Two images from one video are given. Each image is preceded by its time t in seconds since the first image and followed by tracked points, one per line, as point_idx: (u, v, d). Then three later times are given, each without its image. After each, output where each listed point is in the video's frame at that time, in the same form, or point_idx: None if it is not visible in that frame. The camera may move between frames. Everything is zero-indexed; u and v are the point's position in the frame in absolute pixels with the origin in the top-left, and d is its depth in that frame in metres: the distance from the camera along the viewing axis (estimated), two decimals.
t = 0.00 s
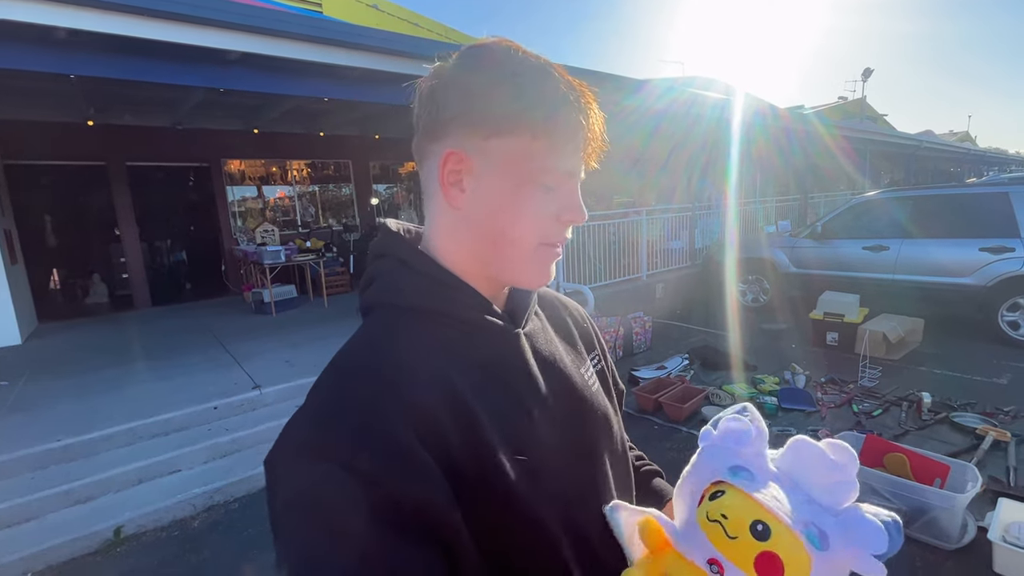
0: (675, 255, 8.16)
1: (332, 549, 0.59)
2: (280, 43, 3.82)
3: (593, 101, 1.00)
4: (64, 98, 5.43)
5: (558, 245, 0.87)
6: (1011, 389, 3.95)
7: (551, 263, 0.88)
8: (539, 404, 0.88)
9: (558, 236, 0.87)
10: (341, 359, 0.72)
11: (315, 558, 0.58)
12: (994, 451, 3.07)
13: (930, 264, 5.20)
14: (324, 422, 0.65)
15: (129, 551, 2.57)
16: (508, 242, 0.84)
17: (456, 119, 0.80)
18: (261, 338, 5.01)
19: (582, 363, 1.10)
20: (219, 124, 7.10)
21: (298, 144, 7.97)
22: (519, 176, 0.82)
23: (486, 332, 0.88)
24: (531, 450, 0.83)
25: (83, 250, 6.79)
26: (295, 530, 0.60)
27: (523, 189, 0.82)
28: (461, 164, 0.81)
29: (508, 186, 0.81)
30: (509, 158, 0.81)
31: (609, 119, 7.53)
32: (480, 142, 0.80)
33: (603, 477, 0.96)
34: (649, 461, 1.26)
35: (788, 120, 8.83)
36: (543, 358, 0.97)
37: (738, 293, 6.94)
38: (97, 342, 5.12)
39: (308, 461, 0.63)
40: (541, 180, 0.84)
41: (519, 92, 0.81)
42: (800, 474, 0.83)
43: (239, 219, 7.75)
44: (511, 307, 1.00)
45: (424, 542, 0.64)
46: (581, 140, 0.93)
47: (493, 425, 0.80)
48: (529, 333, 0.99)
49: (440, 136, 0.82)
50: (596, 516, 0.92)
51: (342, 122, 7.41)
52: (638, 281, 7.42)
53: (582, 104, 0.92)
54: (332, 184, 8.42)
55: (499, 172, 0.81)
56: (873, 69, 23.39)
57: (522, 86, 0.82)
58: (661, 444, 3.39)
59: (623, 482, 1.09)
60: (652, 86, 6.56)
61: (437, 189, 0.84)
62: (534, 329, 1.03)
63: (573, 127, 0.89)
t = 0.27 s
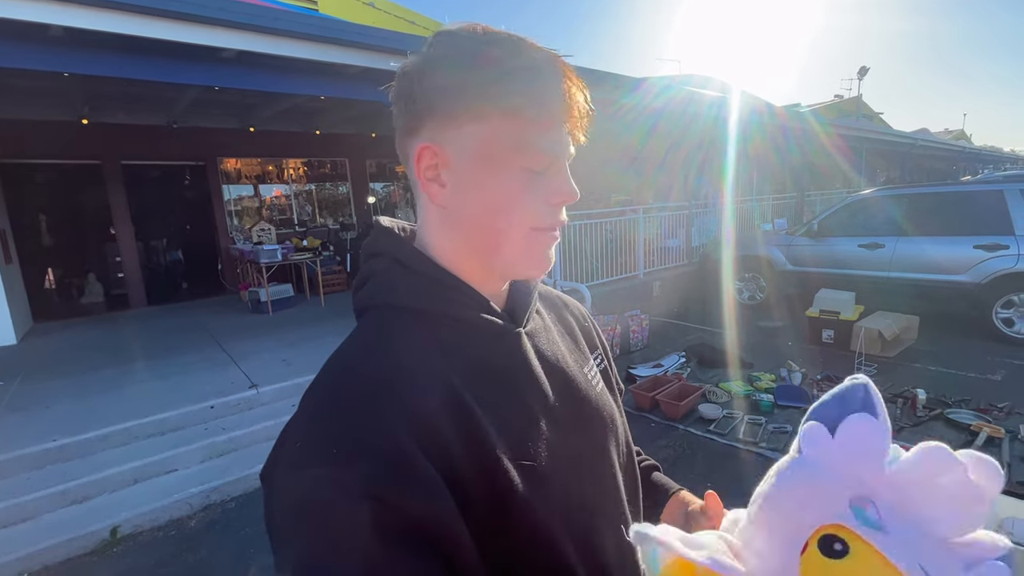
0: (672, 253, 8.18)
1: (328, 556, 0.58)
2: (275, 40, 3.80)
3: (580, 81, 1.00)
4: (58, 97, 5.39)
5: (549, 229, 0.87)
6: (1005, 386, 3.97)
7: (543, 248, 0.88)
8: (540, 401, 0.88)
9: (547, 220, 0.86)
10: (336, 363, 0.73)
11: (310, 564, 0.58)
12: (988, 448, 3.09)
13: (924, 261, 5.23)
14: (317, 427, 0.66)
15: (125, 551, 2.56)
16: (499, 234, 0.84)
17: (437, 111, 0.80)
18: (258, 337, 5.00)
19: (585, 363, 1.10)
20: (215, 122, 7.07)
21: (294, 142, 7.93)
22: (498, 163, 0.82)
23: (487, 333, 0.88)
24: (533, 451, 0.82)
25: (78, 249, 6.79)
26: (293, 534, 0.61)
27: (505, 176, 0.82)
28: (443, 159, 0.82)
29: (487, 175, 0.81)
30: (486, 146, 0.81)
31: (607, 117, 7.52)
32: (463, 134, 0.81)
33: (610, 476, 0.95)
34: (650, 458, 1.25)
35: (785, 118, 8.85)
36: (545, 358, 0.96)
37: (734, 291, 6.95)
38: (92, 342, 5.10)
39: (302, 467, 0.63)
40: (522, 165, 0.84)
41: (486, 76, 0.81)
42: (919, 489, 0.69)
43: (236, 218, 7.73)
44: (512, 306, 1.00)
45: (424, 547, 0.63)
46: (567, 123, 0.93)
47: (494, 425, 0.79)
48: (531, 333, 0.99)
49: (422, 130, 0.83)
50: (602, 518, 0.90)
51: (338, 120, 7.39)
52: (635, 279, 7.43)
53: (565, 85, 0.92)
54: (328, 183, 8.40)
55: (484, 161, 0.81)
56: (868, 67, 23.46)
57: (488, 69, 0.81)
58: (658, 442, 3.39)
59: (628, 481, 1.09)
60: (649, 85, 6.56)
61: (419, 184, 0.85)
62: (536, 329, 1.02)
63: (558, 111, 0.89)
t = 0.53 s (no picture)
0: (669, 251, 8.19)
1: (325, 557, 0.59)
2: (271, 39, 3.79)
3: (535, 51, 1.00)
4: (52, 95, 5.36)
5: (510, 200, 0.85)
6: (999, 383, 4.00)
7: (512, 222, 0.87)
8: (544, 404, 0.87)
9: (506, 191, 0.85)
10: (340, 361, 0.74)
11: (308, 563, 0.59)
12: (982, 444, 3.12)
13: (919, 259, 5.26)
14: (317, 426, 0.66)
15: (122, 551, 2.56)
16: (457, 210, 0.85)
17: (389, 118, 0.90)
18: (254, 337, 4.99)
19: (594, 364, 1.10)
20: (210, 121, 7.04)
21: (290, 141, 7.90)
22: (445, 146, 0.85)
23: (492, 335, 0.89)
24: (536, 452, 0.83)
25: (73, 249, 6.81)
26: (291, 531, 0.61)
27: (453, 157, 0.84)
28: (403, 160, 0.91)
29: (439, 160, 0.84)
30: (432, 135, 0.85)
31: (604, 115, 7.53)
32: (409, 125, 0.87)
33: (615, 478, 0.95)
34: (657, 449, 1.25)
35: (781, 117, 8.87)
36: (551, 359, 0.96)
37: (730, 289, 6.97)
38: (88, 342, 5.08)
39: (300, 465, 0.64)
40: (469, 141, 0.85)
41: (418, 64, 0.85)
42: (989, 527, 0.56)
43: (232, 217, 7.68)
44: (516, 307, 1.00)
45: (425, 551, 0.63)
46: (523, 90, 0.93)
47: (495, 427, 0.79)
48: (537, 334, 0.99)
49: (388, 142, 0.94)
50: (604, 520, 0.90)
51: (335, 119, 7.38)
52: (632, 278, 7.44)
53: (514, 51, 0.93)
54: (325, 182, 8.38)
55: (432, 144, 0.85)
56: (864, 66, 23.54)
57: (420, 57, 0.85)
58: (655, 439, 3.40)
59: (637, 482, 1.08)
60: (646, 83, 6.57)
61: (398, 191, 0.94)
62: (544, 329, 1.02)
63: (504, 78, 0.90)
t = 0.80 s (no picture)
0: (666, 250, 8.21)
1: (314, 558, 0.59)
2: (267, 38, 3.79)
3: (554, 68, 1.00)
4: (47, 95, 5.34)
5: (516, 222, 0.86)
6: (992, 380, 4.03)
7: (515, 242, 0.88)
8: (533, 403, 0.88)
9: (513, 213, 0.86)
10: (331, 360, 0.74)
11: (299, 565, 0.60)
12: (975, 441, 3.14)
13: (913, 257, 5.29)
14: (308, 427, 0.67)
15: (119, 551, 2.56)
16: (465, 223, 0.84)
17: (396, 112, 0.85)
18: (251, 336, 4.98)
19: (590, 362, 1.10)
20: (206, 120, 7.02)
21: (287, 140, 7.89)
22: (455, 158, 0.83)
23: (484, 333, 0.89)
24: (525, 452, 0.84)
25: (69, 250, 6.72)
26: (282, 533, 0.62)
27: (463, 172, 0.83)
28: (406, 157, 0.87)
29: (446, 173, 0.83)
30: (442, 143, 0.83)
31: (601, 114, 7.53)
32: (420, 127, 0.84)
33: (611, 477, 0.95)
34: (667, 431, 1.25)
35: (777, 116, 8.90)
36: (543, 357, 0.97)
37: (727, 288, 7.00)
38: (85, 342, 5.06)
39: (292, 467, 0.64)
40: (479, 158, 0.84)
41: (436, 70, 0.82)
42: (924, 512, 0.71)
43: (228, 216, 7.68)
44: (509, 304, 1.00)
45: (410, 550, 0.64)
46: (537, 107, 0.92)
47: (483, 426, 0.80)
48: (530, 332, 1.00)
49: (388, 132, 0.89)
50: (599, 518, 0.91)
51: (331, 118, 7.37)
52: (629, 276, 7.46)
53: (533, 68, 0.92)
54: (321, 181, 8.37)
55: (445, 152, 0.83)
56: (860, 65, 23.63)
57: (438, 62, 0.82)
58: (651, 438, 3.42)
59: (640, 482, 1.07)
60: (643, 82, 6.58)
61: (394, 185, 0.91)
62: (536, 327, 1.02)
63: (522, 95, 0.89)
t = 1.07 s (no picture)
0: (663, 249, 8.22)
1: (301, 557, 0.60)
2: (263, 37, 3.78)
3: (537, 63, 1.02)
4: (42, 94, 5.31)
5: (505, 209, 0.86)
6: (986, 377, 4.06)
7: (506, 229, 0.88)
8: (526, 403, 0.88)
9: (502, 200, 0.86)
10: (327, 359, 0.75)
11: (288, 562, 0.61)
12: (969, 438, 3.17)
13: (908, 256, 5.32)
14: (300, 426, 0.68)
15: (116, 551, 2.56)
16: (454, 213, 0.85)
17: (384, 110, 0.88)
18: (248, 336, 4.98)
19: (586, 361, 1.10)
20: (203, 119, 7.00)
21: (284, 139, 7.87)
22: (441, 149, 0.85)
23: (479, 333, 0.89)
24: (518, 452, 0.84)
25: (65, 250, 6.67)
26: (272, 531, 0.63)
27: (450, 162, 0.84)
28: (395, 154, 0.89)
29: (433, 165, 0.84)
30: (428, 136, 0.85)
31: (598, 113, 7.54)
32: (407, 121, 0.86)
33: (605, 477, 0.95)
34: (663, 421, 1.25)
35: (773, 115, 8.93)
36: (538, 357, 0.97)
37: (724, 287, 7.02)
38: (80, 342, 5.04)
39: (283, 465, 0.65)
40: (465, 147, 0.85)
41: (418, 64, 0.85)
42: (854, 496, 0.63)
43: (225, 216, 7.66)
44: (505, 303, 1.01)
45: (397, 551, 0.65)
46: (523, 97, 0.93)
47: (476, 427, 0.80)
48: (525, 331, 1.00)
49: (378, 134, 0.92)
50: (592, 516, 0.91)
51: (328, 117, 7.36)
52: (627, 275, 7.47)
53: (518, 59, 0.94)
54: (318, 180, 8.36)
55: (431, 142, 0.85)
56: (855, 64, 23.71)
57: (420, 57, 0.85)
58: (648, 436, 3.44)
59: (636, 482, 1.08)
60: (640, 82, 6.59)
61: (385, 184, 0.93)
62: (532, 326, 1.03)
63: (507, 85, 0.91)
